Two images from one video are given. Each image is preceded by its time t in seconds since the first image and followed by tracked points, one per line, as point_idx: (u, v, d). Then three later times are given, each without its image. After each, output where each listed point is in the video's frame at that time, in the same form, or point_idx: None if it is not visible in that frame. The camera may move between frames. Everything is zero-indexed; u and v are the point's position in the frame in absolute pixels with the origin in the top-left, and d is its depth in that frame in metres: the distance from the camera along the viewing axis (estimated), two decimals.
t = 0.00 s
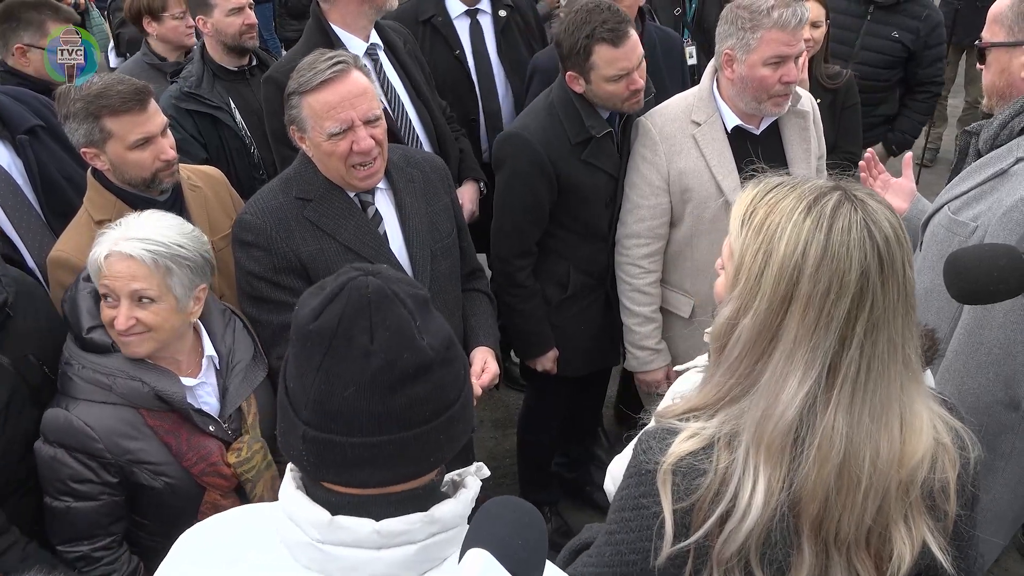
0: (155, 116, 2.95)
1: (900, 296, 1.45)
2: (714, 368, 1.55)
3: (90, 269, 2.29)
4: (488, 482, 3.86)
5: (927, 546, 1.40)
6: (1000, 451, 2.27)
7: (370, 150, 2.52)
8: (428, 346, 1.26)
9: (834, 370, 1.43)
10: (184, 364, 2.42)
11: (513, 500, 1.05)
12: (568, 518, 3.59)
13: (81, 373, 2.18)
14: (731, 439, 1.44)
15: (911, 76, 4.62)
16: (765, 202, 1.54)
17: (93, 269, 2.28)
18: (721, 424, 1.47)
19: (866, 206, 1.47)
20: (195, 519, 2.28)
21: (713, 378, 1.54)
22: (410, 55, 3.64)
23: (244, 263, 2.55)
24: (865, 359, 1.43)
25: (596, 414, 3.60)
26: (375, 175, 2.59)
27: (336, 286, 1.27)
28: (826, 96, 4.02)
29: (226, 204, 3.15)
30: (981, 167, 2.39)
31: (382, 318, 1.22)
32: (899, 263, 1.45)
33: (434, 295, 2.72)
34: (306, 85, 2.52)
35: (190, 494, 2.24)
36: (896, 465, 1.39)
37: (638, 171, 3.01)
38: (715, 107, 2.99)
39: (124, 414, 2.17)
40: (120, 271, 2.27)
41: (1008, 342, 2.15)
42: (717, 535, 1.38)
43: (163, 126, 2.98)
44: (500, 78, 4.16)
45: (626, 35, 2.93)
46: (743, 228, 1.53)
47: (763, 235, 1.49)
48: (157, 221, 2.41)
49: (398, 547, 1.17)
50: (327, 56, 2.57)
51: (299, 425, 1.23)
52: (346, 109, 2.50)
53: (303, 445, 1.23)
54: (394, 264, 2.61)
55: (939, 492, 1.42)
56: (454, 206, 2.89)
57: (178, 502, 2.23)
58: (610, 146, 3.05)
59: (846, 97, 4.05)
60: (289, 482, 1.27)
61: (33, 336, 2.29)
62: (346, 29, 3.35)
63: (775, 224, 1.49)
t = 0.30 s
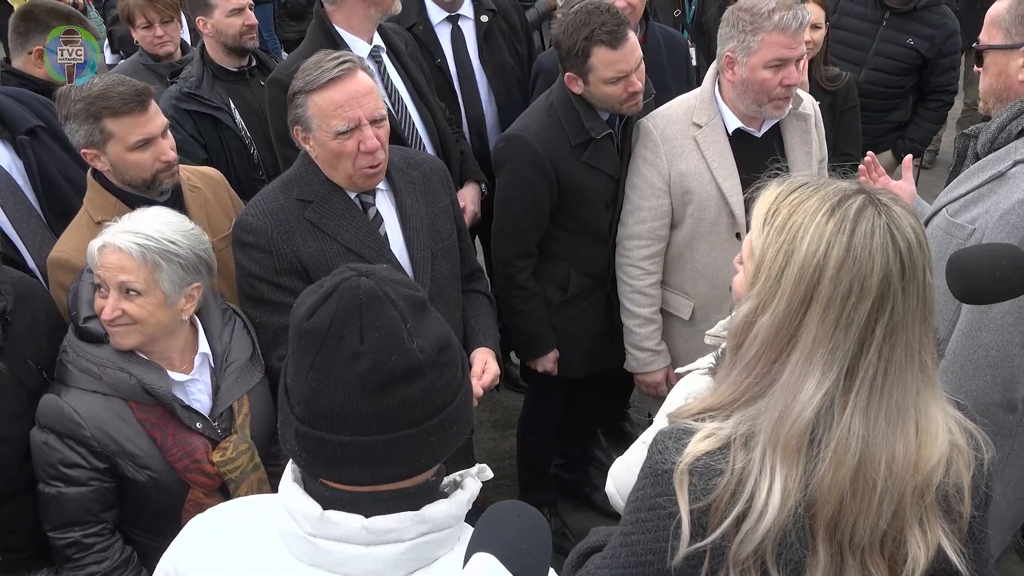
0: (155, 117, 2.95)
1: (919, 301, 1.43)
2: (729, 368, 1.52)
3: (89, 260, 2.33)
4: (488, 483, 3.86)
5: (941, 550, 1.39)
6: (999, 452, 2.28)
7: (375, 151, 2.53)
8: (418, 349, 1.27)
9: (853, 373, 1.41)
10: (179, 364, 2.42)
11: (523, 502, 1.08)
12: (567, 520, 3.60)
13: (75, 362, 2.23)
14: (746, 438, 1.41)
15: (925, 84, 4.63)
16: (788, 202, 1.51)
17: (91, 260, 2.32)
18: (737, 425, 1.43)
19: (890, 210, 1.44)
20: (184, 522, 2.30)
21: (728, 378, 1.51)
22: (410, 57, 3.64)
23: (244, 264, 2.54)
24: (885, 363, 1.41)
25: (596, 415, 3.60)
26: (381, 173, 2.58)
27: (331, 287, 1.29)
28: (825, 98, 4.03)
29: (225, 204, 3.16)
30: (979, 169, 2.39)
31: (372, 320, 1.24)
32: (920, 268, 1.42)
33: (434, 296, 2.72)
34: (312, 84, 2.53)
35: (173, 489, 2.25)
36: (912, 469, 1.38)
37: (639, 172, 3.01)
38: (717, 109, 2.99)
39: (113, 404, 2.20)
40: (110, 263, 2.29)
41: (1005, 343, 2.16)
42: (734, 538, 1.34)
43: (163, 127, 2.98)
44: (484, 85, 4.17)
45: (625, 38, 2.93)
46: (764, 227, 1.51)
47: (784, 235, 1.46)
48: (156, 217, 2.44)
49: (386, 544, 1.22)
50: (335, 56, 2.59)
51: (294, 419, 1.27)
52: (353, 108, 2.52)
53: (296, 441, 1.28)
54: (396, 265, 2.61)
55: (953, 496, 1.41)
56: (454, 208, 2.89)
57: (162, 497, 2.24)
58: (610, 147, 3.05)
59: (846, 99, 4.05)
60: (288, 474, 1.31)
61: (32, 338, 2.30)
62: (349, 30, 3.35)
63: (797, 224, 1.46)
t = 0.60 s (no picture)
0: (159, 116, 2.97)
1: (934, 304, 1.37)
2: (749, 373, 1.49)
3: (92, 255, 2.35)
4: (488, 484, 3.87)
5: (971, 556, 1.36)
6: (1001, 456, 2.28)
7: (383, 153, 2.54)
8: (417, 350, 1.28)
9: (863, 377, 1.36)
10: (178, 360, 2.42)
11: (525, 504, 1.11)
12: (568, 521, 3.60)
13: (76, 354, 2.25)
14: (771, 449, 1.37)
15: (932, 88, 4.63)
16: (802, 204, 1.47)
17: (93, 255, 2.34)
18: (761, 436, 1.39)
19: (899, 214, 1.39)
20: (177, 519, 2.31)
21: (748, 384, 1.47)
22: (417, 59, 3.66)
23: (249, 263, 2.56)
24: (894, 368, 1.36)
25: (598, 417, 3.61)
26: (384, 178, 2.60)
27: (332, 284, 1.31)
28: (828, 100, 4.04)
29: (228, 204, 3.17)
30: (981, 173, 2.40)
31: (371, 319, 1.26)
32: (929, 271, 1.36)
33: (437, 297, 2.73)
34: (323, 85, 2.54)
35: (168, 484, 2.26)
36: (937, 476, 1.35)
37: (642, 173, 3.02)
38: (719, 110, 2.99)
39: (112, 398, 2.22)
40: (111, 255, 2.30)
41: (1005, 346, 2.16)
42: (766, 549, 1.31)
43: (167, 126, 2.99)
44: (476, 86, 4.19)
45: (624, 38, 2.95)
46: (777, 230, 1.47)
47: (793, 237, 1.43)
48: (157, 213, 2.45)
49: (379, 540, 1.23)
50: (346, 57, 2.59)
51: (295, 413, 1.30)
52: (362, 110, 2.53)
53: (296, 434, 1.31)
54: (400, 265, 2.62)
55: (981, 501, 1.38)
56: (459, 209, 2.90)
57: (158, 492, 2.25)
58: (611, 147, 3.06)
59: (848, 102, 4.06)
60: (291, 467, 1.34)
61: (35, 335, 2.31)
62: (354, 31, 3.37)
63: (806, 226, 1.42)
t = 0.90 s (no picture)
0: (160, 116, 2.97)
1: (949, 319, 1.27)
2: (758, 381, 1.40)
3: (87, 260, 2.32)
4: (488, 484, 3.87)
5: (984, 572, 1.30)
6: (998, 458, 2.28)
7: (385, 153, 2.55)
8: (405, 352, 1.27)
9: (872, 388, 1.27)
10: (178, 359, 2.42)
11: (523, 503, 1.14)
12: (567, 522, 3.60)
13: (76, 360, 2.23)
14: (782, 458, 1.29)
15: (934, 89, 4.64)
16: (820, 209, 1.36)
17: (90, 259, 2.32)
18: (771, 446, 1.31)
19: (916, 223, 1.27)
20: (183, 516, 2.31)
21: (756, 394, 1.39)
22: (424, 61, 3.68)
23: (251, 262, 2.56)
24: (903, 380, 1.26)
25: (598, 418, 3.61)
26: (387, 177, 2.60)
27: (323, 285, 1.32)
28: (829, 102, 4.04)
29: (228, 203, 3.16)
30: (973, 172, 2.39)
31: (360, 320, 1.26)
32: (943, 282, 1.25)
33: (438, 297, 2.73)
34: (327, 84, 2.55)
35: (177, 486, 2.26)
36: (948, 492, 1.27)
37: (641, 173, 3.02)
38: (720, 113, 2.99)
39: (115, 403, 2.21)
40: (113, 259, 2.29)
41: (999, 345, 2.17)
42: (773, 561, 1.25)
43: (169, 126, 3.00)
44: (477, 86, 4.20)
45: (617, 33, 2.96)
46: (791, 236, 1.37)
47: (808, 242, 1.32)
48: (148, 211, 2.43)
49: (370, 539, 1.24)
50: (351, 57, 2.60)
51: (286, 412, 1.32)
52: (365, 111, 2.53)
53: (289, 434, 1.32)
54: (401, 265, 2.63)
55: (995, 514, 1.32)
56: (463, 210, 2.90)
57: (162, 493, 2.25)
58: (608, 142, 3.07)
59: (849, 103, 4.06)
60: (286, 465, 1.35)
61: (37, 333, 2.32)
62: (357, 30, 3.38)
63: (821, 232, 1.31)
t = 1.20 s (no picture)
0: (159, 118, 2.99)
1: (970, 330, 1.27)
2: (762, 385, 1.38)
3: (99, 262, 2.33)
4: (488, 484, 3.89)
5: None
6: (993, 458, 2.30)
7: (386, 155, 2.56)
8: (405, 358, 1.28)
9: (892, 398, 1.25)
10: (181, 357, 2.43)
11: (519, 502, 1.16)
12: (566, 522, 3.62)
13: (82, 377, 2.22)
14: (778, 463, 1.28)
15: (932, 90, 4.66)
16: (830, 219, 1.35)
17: (105, 261, 2.33)
18: (767, 449, 1.30)
19: (937, 233, 1.28)
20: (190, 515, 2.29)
21: (756, 401, 1.37)
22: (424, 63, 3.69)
23: (252, 263, 2.58)
24: (926, 394, 1.25)
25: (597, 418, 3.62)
26: (387, 178, 2.61)
27: (324, 289, 1.34)
28: (829, 103, 4.05)
29: (227, 205, 3.18)
30: (962, 172, 2.41)
31: (361, 325, 1.27)
32: (967, 295, 1.26)
33: (438, 298, 2.74)
34: (329, 86, 2.56)
35: (196, 485, 2.27)
36: (954, 505, 1.24)
37: (639, 173, 3.04)
38: (717, 114, 3.00)
39: (125, 412, 2.19)
40: (144, 258, 2.34)
41: (992, 345, 2.18)
42: (764, 565, 1.22)
43: (167, 128, 3.01)
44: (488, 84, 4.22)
45: (603, 26, 2.99)
46: (805, 245, 1.35)
47: (824, 251, 1.31)
48: (146, 213, 2.45)
49: (368, 544, 1.25)
50: (353, 59, 2.62)
51: (286, 418, 1.32)
52: (366, 113, 2.54)
53: (288, 438, 1.33)
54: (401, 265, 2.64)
55: (992, 529, 1.28)
56: (463, 212, 2.91)
57: (188, 496, 2.26)
58: (600, 138, 3.08)
59: (849, 105, 4.07)
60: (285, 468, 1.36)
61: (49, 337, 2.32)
62: (359, 32, 3.39)
63: (839, 240, 1.31)
